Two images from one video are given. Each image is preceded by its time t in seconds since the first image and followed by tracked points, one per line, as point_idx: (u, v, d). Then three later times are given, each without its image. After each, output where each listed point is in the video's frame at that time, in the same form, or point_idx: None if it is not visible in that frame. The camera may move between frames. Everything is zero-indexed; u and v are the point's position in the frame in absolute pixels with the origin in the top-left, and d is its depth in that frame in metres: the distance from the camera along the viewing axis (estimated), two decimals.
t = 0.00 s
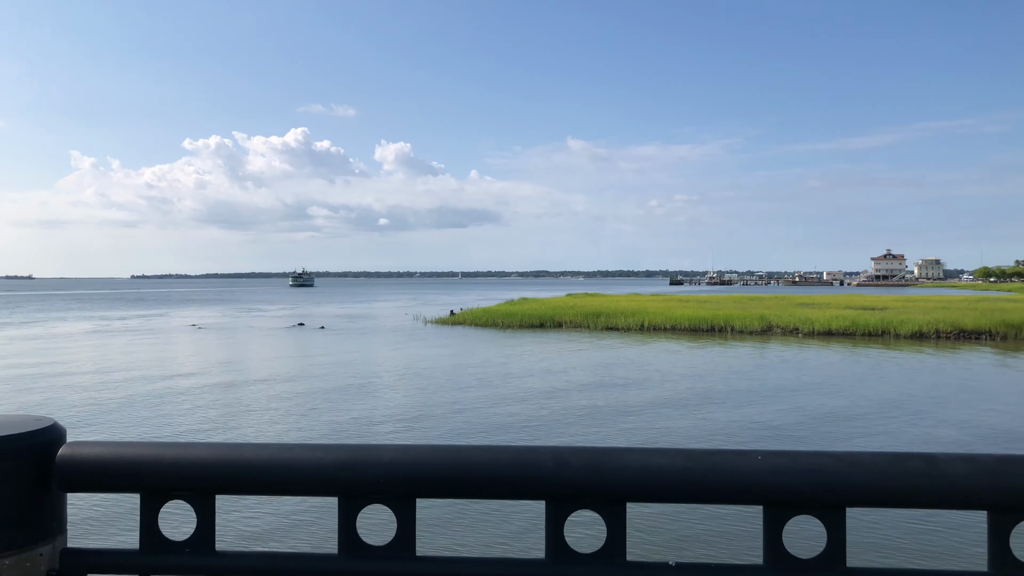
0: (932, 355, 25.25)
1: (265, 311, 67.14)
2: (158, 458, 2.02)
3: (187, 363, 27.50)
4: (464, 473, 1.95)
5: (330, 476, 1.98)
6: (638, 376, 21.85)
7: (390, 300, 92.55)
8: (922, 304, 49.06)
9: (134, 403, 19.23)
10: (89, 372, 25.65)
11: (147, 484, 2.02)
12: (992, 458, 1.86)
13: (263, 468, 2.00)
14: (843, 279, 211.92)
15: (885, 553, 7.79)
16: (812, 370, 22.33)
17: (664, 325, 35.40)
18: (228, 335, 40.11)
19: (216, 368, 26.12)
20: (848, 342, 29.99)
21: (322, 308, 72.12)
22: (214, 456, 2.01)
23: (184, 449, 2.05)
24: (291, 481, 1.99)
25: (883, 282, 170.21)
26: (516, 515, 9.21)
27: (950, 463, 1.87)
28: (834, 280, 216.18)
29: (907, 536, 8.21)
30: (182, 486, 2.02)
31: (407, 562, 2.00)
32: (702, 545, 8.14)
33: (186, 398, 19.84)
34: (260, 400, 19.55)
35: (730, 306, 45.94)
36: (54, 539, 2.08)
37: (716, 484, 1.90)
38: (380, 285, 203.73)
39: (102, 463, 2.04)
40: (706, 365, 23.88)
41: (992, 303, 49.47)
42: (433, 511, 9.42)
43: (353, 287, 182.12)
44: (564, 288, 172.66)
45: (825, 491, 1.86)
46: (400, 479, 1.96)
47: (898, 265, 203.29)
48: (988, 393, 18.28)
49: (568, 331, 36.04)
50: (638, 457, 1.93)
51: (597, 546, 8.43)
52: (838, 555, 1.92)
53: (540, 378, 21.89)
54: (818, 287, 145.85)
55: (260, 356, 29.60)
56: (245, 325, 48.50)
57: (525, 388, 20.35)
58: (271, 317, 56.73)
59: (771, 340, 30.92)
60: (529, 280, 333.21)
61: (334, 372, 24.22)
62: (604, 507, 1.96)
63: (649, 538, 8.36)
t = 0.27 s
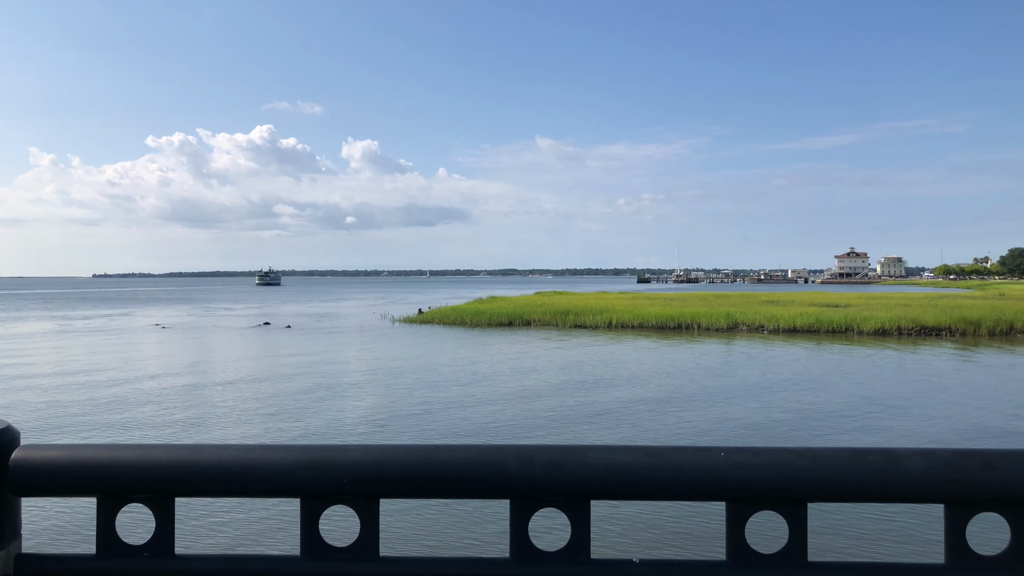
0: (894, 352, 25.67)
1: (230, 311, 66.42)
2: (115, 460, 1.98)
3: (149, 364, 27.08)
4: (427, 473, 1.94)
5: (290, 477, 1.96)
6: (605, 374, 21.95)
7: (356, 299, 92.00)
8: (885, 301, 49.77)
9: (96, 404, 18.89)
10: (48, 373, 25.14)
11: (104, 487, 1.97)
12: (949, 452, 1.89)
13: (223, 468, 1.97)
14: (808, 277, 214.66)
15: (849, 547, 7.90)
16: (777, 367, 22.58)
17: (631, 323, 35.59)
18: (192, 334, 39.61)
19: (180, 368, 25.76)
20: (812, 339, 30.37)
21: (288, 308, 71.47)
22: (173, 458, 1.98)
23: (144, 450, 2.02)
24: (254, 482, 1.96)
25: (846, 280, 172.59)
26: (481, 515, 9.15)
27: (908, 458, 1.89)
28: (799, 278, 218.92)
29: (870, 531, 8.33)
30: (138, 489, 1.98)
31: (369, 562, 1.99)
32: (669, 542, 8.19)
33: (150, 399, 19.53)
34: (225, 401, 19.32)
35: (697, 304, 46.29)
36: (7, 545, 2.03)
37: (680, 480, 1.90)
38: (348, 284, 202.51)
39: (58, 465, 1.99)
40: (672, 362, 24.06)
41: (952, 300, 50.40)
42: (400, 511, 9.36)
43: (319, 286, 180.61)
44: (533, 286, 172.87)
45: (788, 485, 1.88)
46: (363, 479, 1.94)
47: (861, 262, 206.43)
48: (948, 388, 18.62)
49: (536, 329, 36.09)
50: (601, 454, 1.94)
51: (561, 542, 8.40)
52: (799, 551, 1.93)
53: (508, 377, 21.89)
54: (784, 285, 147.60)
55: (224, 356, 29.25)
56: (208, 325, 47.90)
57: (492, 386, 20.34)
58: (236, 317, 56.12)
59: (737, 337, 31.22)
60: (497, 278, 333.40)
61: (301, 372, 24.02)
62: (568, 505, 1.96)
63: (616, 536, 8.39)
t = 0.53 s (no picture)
0: (859, 350, 26.05)
1: (198, 310, 65.71)
2: (74, 462, 1.94)
3: (114, 364, 26.69)
4: (392, 473, 1.93)
5: (253, 478, 1.93)
6: (576, 373, 22.01)
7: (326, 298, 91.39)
8: (851, 299, 50.43)
9: (60, 405, 18.58)
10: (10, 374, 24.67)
11: (62, 489, 1.93)
12: (911, 448, 1.92)
13: (185, 470, 1.94)
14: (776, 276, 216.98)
15: (815, 543, 8.00)
16: (745, 365, 22.80)
17: (601, 322, 35.73)
18: (158, 334, 39.11)
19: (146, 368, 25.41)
20: (780, 338, 30.72)
21: (257, 307, 70.85)
22: (133, 460, 1.94)
23: (103, 451, 1.99)
24: (216, 482, 1.94)
25: (813, 279, 174.66)
26: (447, 515, 9.10)
27: (871, 455, 1.91)
28: (767, 277, 221.23)
29: (835, 527, 8.44)
30: (97, 492, 1.94)
31: (334, 562, 1.97)
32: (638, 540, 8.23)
33: (115, 400, 19.25)
34: (192, 401, 19.09)
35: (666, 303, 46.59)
36: None
37: (646, 479, 1.91)
38: (318, 283, 201.15)
39: (13, 467, 1.94)
40: (642, 360, 24.19)
41: (915, 299, 51.26)
42: (368, 510, 9.31)
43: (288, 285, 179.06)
44: (504, 286, 172.93)
45: (752, 482, 1.89)
46: (327, 480, 1.93)
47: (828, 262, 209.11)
48: (912, 386, 18.92)
49: (507, 328, 36.10)
50: (568, 453, 1.94)
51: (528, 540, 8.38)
52: (764, 548, 1.95)
53: (479, 376, 21.87)
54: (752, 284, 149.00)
55: (192, 355, 28.92)
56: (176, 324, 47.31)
57: (463, 385, 20.32)
58: (204, 316, 55.51)
59: (706, 336, 31.47)
60: (468, 277, 332.99)
61: (269, 372, 23.82)
62: (535, 504, 1.96)
63: (585, 535, 8.41)
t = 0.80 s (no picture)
0: (825, 352, 26.41)
1: (165, 309, 64.86)
2: (32, 463, 1.90)
3: (78, 364, 26.26)
4: (357, 475, 1.91)
5: (218, 480, 1.91)
6: (546, 373, 22.06)
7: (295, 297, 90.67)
8: (818, 301, 51.04)
9: (21, 406, 18.25)
10: None
11: (19, 492, 1.89)
12: (874, 449, 1.94)
13: (149, 472, 1.91)
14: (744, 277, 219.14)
15: (782, 543, 8.08)
16: (714, 366, 23.00)
17: (572, 322, 35.84)
18: (124, 333, 38.57)
19: (110, 368, 25.04)
20: (749, 339, 31.04)
21: (224, 306, 70.14)
22: (93, 461, 1.91)
23: (62, 453, 1.95)
24: (179, 484, 1.91)
25: (780, 281, 176.56)
26: (413, 518, 9.03)
27: (834, 455, 1.93)
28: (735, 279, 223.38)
29: (801, 526, 8.53)
30: (56, 493, 1.91)
31: (298, 564, 1.95)
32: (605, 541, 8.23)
33: (78, 400, 18.96)
34: (157, 401, 18.85)
35: (636, 304, 46.86)
36: None
37: (614, 480, 1.92)
38: (287, 282, 199.51)
39: None
40: (612, 361, 24.32)
41: (880, 301, 52.06)
42: (338, 512, 9.25)
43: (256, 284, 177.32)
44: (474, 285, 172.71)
45: (718, 482, 1.90)
46: (290, 481, 1.91)
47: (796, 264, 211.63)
48: (877, 387, 19.21)
49: (478, 328, 36.09)
50: (535, 454, 1.94)
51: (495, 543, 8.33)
52: (729, 548, 1.96)
53: (449, 376, 21.83)
54: (721, 286, 150.23)
55: (158, 355, 28.55)
56: (141, 323, 46.67)
57: (433, 386, 20.27)
58: (170, 315, 54.86)
59: (675, 337, 31.69)
60: (439, 277, 332.21)
61: (237, 372, 23.58)
62: (502, 505, 1.96)
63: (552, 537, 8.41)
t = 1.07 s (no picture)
0: (803, 351, 26.62)
1: (142, 310, 64.33)
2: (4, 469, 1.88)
3: (54, 366, 26.00)
4: (335, 478, 1.91)
5: (195, 483, 1.90)
6: (527, 374, 22.09)
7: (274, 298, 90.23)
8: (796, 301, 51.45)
9: None
10: None
11: None
12: (851, 448, 1.95)
13: (124, 476, 1.90)
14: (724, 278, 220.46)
15: (761, 542, 8.13)
16: (693, 366, 23.12)
17: (552, 323, 35.89)
18: (101, 335, 38.22)
19: (86, 371, 24.79)
20: (728, 339, 31.22)
21: (203, 307, 69.67)
22: (67, 465, 1.89)
23: (37, 457, 1.93)
24: (155, 488, 1.89)
25: (759, 281, 177.86)
26: (396, 520, 8.99)
27: (810, 454, 1.95)
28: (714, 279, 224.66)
29: (780, 525, 8.59)
30: (31, 498, 1.88)
31: (276, 567, 1.94)
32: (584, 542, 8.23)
33: (55, 404, 18.77)
34: (135, 404, 18.69)
35: (616, 304, 47.01)
36: None
37: (593, 480, 1.92)
38: (266, 283, 198.40)
39: None
40: (592, 361, 24.39)
41: (858, 301, 52.57)
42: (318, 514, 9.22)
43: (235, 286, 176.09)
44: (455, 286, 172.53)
45: (695, 482, 1.91)
46: (268, 484, 1.90)
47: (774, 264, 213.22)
48: (855, 386, 19.39)
49: (458, 329, 36.08)
50: (513, 455, 1.94)
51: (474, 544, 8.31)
52: (706, 546, 1.97)
53: (430, 377, 21.81)
54: (700, 287, 150.96)
55: (135, 357, 28.31)
56: (118, 325, 46.28)
57: (414, 387, 20.24)
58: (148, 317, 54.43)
59: (654, 337, 31.82)
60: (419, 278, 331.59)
61: (215, 374, 23.43)
62: (480, 507, 1.96)
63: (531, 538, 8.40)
